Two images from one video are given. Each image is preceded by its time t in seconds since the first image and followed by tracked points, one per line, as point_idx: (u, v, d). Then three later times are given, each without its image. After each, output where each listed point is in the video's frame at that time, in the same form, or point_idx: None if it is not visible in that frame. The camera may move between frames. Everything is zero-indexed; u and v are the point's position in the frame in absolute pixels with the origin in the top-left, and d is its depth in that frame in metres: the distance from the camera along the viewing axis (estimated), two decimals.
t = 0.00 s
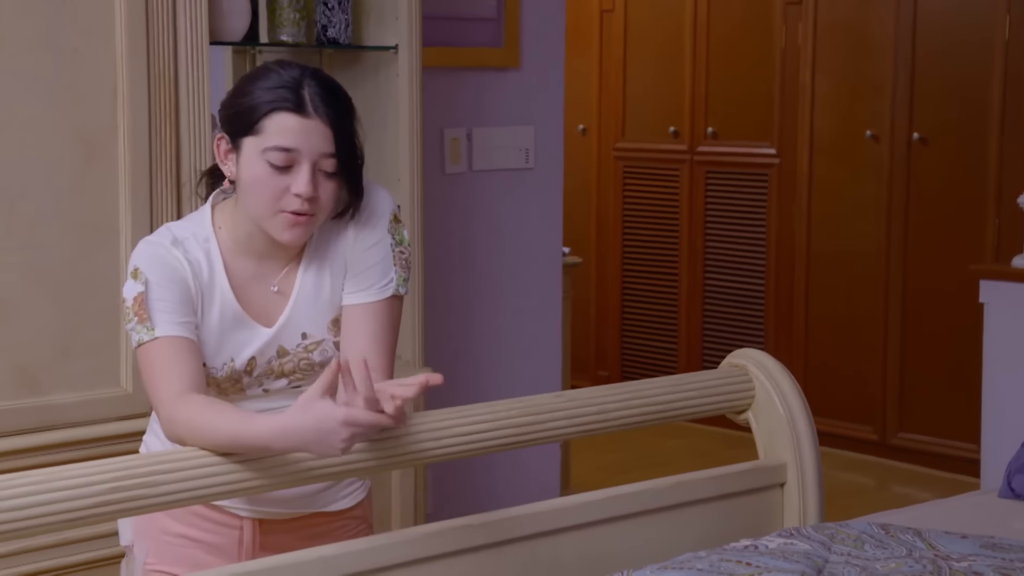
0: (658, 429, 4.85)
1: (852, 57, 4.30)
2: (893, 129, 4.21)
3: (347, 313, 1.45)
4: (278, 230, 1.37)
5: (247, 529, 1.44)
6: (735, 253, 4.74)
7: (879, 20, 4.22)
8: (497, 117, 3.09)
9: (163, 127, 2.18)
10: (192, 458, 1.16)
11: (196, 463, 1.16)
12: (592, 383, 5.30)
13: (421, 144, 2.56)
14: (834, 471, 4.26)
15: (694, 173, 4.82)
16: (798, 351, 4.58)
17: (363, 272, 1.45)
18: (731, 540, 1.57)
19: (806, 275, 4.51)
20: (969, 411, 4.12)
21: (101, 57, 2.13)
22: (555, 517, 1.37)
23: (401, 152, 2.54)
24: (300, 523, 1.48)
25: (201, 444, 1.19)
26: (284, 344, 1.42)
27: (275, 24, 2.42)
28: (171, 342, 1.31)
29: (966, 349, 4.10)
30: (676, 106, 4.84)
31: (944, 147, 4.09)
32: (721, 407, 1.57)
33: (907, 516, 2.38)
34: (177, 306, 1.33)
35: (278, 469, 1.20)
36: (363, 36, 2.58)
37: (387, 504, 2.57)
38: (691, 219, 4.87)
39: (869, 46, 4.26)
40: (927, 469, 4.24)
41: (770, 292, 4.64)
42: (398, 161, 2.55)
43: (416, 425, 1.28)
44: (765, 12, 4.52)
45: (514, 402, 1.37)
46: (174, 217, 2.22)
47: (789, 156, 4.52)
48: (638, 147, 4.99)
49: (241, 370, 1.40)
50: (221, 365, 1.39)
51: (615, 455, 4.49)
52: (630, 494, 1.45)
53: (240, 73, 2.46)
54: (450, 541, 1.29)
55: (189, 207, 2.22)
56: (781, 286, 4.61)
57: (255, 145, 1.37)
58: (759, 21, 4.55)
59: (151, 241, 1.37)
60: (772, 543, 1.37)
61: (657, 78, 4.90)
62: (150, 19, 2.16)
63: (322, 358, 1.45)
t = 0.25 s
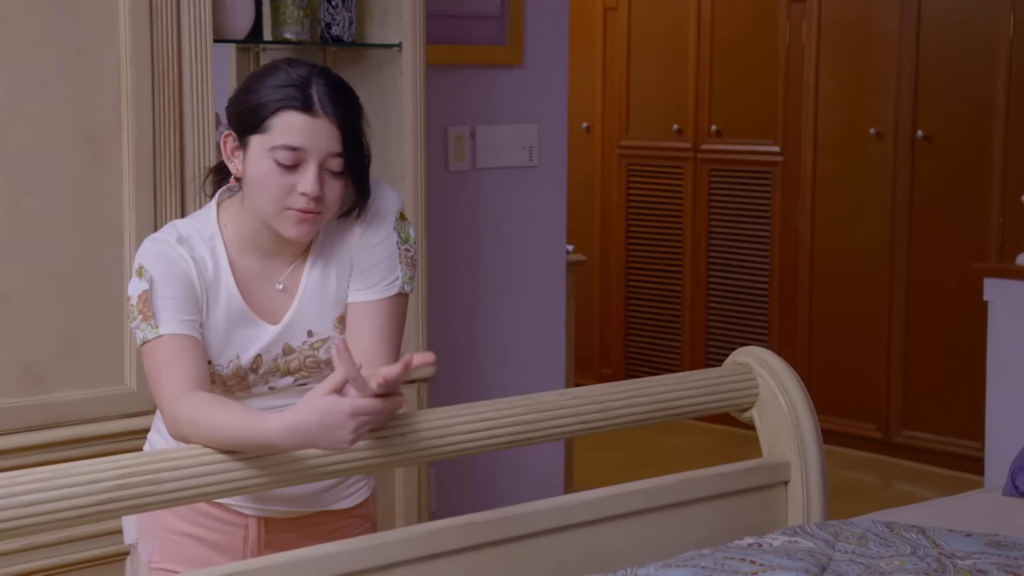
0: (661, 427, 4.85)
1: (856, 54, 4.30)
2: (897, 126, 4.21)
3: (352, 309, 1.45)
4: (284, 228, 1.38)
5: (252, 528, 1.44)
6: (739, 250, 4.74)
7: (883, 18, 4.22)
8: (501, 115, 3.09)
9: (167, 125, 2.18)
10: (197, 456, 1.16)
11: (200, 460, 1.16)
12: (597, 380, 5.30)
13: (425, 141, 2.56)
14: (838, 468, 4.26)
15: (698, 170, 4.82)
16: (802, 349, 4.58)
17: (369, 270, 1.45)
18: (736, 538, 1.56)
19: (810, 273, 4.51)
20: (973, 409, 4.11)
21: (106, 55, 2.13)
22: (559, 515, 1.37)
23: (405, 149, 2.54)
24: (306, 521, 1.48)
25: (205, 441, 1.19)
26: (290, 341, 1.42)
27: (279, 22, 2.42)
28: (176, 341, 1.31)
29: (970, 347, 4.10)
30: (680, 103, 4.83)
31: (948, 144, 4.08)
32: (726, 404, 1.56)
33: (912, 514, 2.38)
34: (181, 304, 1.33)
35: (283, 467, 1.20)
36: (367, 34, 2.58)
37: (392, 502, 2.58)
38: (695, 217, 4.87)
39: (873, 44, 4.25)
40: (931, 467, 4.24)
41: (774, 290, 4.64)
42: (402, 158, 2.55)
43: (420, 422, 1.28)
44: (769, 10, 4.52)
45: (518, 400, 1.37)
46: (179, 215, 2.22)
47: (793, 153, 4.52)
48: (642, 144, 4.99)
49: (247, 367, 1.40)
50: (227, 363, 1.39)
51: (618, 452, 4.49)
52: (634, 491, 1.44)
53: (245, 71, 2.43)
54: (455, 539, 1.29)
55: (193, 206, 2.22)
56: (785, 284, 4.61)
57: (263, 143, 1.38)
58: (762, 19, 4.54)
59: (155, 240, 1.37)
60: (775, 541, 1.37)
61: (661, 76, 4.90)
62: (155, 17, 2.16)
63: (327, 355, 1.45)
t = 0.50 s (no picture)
0: (662, 426, 4.85)
1: (857, 53, 4.30)
2: (898, 125, 4.21)
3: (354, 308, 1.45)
4: (288, 226, 1.37)
5: (252, 528, 1.44)
6: (740, 249, 4.74)
7: (884, 17, 4.22)
8: (502, 114, 3.09)
9: (168, 124, 2.18)
10: (198, 455, 1.16)
11: (200, 459, 1.16)
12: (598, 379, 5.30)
13: (426, 139, 2.55)
14: (839, 467, 4.26)
15: (699, 169, 4.81)
16: (803, 348, 4.57)
17: (371, 268, 1.45)
18: (737, 537, 1.56)
19: (811, 272, 4.51)
20: (974, 408, 4.11)
21: (107, 54, 2.13)
22: (560, 514, 1.37)
23: (406, 148, 2.54)
24: (307, 521, 1.48)
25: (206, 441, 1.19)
26: (292, 340, 1.42)
27: (280, 21, 2.42)
28: (176, 339, 1.31)
29: (972, 347, 4.10)
30: (681, 102, 4.83)
31: (950, 143, 4.08)
32: (726, 403, 1.56)
33: (912, 512, 2.38)
34: (182, 302, 1.33)
35: (285, 465, 1.20)
36: (368, 33, 2.58)
37: (392, 500, 2.57)
38: (696, 216, 4.87)
39: (874, 43, 4.25)
40: (932, 466, 4.24)
41: (775, 289, 4.64)
42: (403, 157, 2.55)
43: (421, 421, 1.28)
44: (770, 8, 4.51)
45: (519, 399, 1.37)
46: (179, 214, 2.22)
47: (794, 152, 4.52)
48: (643, 143, 4.99)
49: (249, 366, 1.40)
50: (228, 362, 1.39)
51: (619, 451, 4.49)
52: (635, 490, 1.44)
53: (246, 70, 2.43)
54: (455, 538, 1.29)
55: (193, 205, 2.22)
56: (786, 283, 4.61)
57: (267, 140, 1.38)
58: (763, 18, 4.54)
59: (157, 237, 1.37)
60: (777, 539, 1.37)
61: (662, 75, 4.90)
62: (156, 17, 2.16)
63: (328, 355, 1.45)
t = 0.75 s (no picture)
0: (663, 425, 4.85)
1: (858, 52, 4.30)
2: (899, 124, 4.21)
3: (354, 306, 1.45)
4: (298, 215, 1.37)
5: (252, 527, 1.44)
6: (740, 249, 4.74)
7: (885, 16, 4.21)
8: (502, 113, 3.09)
9: (168, 123, 2.18)
10: (197, 455, 1.16)
11: (199, 458, 1.16)
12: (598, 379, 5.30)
13: (427, 139, 2.55)
14: (839, 466, 4.26)
15: (699, 169, 4.81)
16: (804, 348, 4.57)
17: (372, 266, 1.45)
18: (737, 536, 1.56)
19: (811, 271, 4.51)
20: (975, 407, 4.11)
21: (107, 53, 2.13)
22: (560, 513, 1.37)
23: (406, 148, 2.54)
24: (308, 521, 1.48)
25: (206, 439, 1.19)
26: (292, 339, 1.42)
27: (280, 20, 2.41)
28: (176, 337, 1.31)
29: (972, 345, 4.09)
30: (682, 102, 4.83)
31: (951, 142, 4.08)
32: (727, 403, 1.56)
33: (913, 511, 2.38)
34: (182, 300, 1.33)
35: (285, 464, 1.20)
36: (368, 32, 2.58)
37: (392, 499, 2.58)
38: (696, 215, 4.86)
39: (875, 43, 4.25)
40: (932, 465, 4.23)
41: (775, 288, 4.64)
42: (403, 156, 2.55)
43: (421, 419, 1.28)
44: (771, 8, 4.51)
45: (519, 397, 1.37)
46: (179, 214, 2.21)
47: (794, 152, 4.51)
48: (644, 143, 4.99)
49: (250, 365, 1.40)
50: (229, 361, 1.39)
51: (620, 451, 4.49)
52: (636, 490, 1.44)
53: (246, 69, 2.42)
54: (455, 537, 1.29)
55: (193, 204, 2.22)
56: (786, 282, 4.61)
57: (268, 130, 1.38)
58: (764, 18, 4.54)
59: (156, 235, 1.37)
60: (777, 538, 1.37)
61: (663, 74, 4.90)
62: (156, 16, 2.16)
63: (330, 353, 1.45)
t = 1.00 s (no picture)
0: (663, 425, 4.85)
1: (859, 52, 4.30)
2: (899, 124, 4.21)
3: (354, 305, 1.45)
4: (297, 213, 1.37)
5: (252, 527, 1.44)
6: (741, 248, 4.73)
7: (885, 16, 4.21)
8: (502, 113, 3.09)
9: (168, 122, 2.18)
10: (198, 454, 1.16)
11: (200, 458, 1.16)
12: (598, 378, 5.30)
13: (427, 138, 2.55)
14: (839, 466, 4.26)
15: (700, 168, 4.81)
16: (804, 347, 4.57)
17: (373, 266, 1.45)
18: (738, 536, 1.56)
19: (812, 270, 4.51)
20: (975, 407, 4.11)
21: (108, 52, 2.13)
22: (560, 513, 1.37)
23: (406, 148, 2.54)
24: (307, 521, 1.48)
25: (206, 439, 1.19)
26: (293, 339, 1.42)
27: (281, 20, 2.41)
28: (176, 337, 1.31)
29: (972, 345, 4.09)
30: (682, 102, 4.83)
31: (951, 142, 4.08)
32: (726, 402, 1.56)
33: (912, 511, 2.38)
34: (183, 301, 1.33)
35: (286, 464, 1.20)
36: (369, 32, 2.58)
37: (392, 499, 2.57)
38: (697, 215, 4.86)
39: (875, 42, 4.25)
40: (932, 465, 4.23)
41: (775, 288, 4.64)
42: (404, 156, 2.55)
43: (420, 420, 1.28)
44: (771, 8, 4.51)
45: (519, 397, 1.36)
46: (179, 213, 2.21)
47: (794, 152, 4.51)
48: (644, 142, 4.99)
49: (251, 365, 1.40)
50: (230, 361, 1.39)
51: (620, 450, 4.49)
52: (636, 489, 1.44)
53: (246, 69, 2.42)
54: (455, 537, 1.29)
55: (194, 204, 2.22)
56: (786, 282, 4.61)
57: (268, 128, 1.38)
58: (764, 17, 4.54)
59: (158, 236, 1.36)
60: (778, 538, 1.37)
61: (663, 73, 4.90)
62: (156, 17, 2.15)
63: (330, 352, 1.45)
